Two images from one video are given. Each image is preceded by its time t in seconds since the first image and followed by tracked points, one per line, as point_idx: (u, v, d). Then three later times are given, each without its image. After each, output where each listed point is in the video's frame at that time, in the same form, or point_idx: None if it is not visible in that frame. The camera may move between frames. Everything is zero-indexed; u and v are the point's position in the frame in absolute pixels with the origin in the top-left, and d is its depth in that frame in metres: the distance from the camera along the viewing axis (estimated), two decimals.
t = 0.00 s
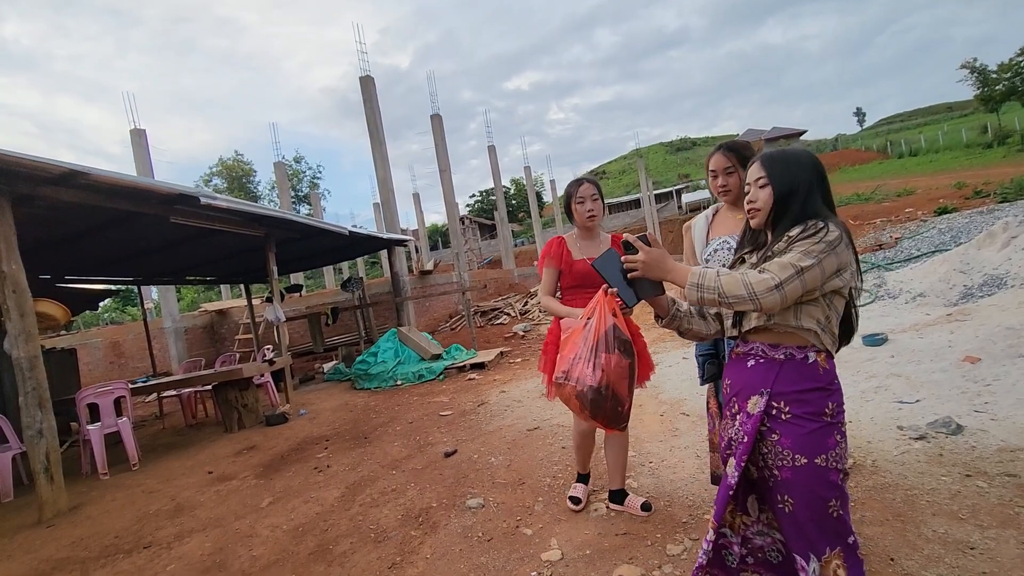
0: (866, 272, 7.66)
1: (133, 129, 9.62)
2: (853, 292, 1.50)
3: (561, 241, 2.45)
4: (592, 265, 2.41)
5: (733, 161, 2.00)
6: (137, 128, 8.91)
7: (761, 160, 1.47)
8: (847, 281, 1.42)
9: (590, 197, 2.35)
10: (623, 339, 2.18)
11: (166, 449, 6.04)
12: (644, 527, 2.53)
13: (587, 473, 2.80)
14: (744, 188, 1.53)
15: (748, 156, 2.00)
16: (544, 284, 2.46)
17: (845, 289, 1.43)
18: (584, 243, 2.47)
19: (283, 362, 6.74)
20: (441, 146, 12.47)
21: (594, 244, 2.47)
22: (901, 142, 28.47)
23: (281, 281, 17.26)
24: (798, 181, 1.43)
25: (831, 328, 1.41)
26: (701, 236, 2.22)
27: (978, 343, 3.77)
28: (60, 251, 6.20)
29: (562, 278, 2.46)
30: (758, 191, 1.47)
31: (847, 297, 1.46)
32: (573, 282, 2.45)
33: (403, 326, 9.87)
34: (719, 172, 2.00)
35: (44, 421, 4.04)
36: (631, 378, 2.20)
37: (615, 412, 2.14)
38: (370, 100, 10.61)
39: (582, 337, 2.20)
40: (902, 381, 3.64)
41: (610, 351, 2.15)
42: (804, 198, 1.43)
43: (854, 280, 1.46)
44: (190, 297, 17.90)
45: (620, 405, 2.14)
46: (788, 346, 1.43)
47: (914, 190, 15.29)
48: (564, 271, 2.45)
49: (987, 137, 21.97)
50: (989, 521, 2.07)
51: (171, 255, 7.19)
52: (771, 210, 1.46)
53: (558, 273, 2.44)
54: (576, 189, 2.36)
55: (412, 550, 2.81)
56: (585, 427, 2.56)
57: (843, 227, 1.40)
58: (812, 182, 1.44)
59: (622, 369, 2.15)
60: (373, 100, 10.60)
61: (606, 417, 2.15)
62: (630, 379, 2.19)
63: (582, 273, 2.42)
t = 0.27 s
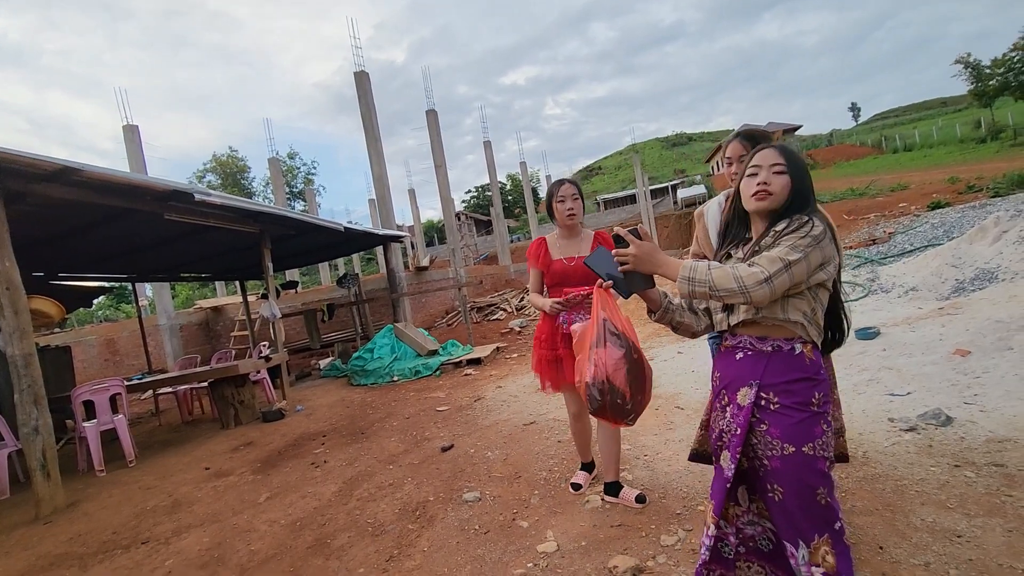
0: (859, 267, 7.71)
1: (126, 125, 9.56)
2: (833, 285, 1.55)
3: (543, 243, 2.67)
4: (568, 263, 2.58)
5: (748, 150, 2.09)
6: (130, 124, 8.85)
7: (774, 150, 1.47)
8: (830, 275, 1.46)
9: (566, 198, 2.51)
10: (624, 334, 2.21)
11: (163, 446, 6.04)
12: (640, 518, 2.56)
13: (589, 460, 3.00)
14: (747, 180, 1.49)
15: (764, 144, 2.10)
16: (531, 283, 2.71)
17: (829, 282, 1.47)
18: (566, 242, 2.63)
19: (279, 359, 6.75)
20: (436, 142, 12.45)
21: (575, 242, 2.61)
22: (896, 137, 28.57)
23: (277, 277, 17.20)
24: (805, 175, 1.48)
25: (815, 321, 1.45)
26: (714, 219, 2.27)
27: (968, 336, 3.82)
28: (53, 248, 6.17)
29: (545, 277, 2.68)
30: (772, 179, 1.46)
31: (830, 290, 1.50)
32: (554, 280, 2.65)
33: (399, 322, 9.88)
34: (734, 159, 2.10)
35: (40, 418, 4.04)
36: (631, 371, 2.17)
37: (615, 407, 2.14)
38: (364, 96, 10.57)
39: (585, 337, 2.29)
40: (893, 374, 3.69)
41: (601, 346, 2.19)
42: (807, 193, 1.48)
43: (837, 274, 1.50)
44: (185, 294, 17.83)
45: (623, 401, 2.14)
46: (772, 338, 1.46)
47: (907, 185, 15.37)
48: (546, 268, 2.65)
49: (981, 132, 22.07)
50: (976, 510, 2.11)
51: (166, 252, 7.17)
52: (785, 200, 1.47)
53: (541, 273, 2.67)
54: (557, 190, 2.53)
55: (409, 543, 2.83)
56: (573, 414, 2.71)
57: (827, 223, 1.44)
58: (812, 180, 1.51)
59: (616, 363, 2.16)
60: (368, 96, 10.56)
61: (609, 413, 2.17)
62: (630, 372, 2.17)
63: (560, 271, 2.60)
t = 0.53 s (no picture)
0: (846, 263, 7.81)
1: (113, 120, 9.44)
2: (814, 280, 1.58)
3: (520, 244, 2.72)
4: (542, 264, 2.62)
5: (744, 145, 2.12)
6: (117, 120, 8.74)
7: (750, 149, 1.50)
8: (811, 270, 1.50)
9: (538, 200, 2.55)
10: (621, 344, 2.04)
11: (152, 443, 6.01)
12: (628, 511, 2.59)
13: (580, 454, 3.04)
14: (727, 180, 1.53)
15: (760, 138, 2.10)
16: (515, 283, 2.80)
17: (810, 276, 1.50)
18: (543, 242, 2.67)
19: (270, 355, 6.72)
20: (427, 138, 12.41)
21: (551, 243, 2.65)
22: (883, 134, 28.86)
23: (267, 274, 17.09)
24: (784, 172, 1.50)
25: (796, 315, 1.48)
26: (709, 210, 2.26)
27: (951, 331, 3.89)
28: (39, 245, 6.10)
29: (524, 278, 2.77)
30: (749, 178, 1.49)
31: (811, 284, 1.54)
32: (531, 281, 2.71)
33: (390, 318, 9.87)
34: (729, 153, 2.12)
35: (28, 415, 4.00)
36: (622, 384, 1.99)
37: (607, 420, 2.03)
38: (355, 91, 10.51)
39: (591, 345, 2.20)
40: (878, 367, 3.76)
41: (594, 355, 2.09)
42: (786, 189, 1.50)
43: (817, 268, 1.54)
44: (174, 291, 17.67)
45: (612, 414, 2.00)
46: (755, 330, 1.49)
47: (894, 182, 15.55)
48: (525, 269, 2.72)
49: (967, 130, 22.35)
50: (955, 499, 2.16)
51: (154, 248, 7.11)
52: (763, 197, 1.49)
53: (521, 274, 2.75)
54: (529, 193, 2.58)
55: (401, 537, 2.85)
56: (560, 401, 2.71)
57: (807, 219, 1.47)
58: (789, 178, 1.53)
59: (604, 375, 2.03)
60: (359, 91, 10.50)
61: (605, 426, 2.06)
62: (619, 386, 1.99)
63: (535, 272, 2.65)
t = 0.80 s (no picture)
0: (831, 261, 7.92)
1: (96, 115, 9.30)
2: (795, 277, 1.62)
3: (502, 243, 2.75)
4: (521, 264, 2.65)
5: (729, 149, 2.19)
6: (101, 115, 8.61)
7: (719, 155, 1.53)
8: (791, 268, 1.53)
9: (516, 202, 2.57)
10: (599, 355, 2.06)
11: (137, 443, 5.94)
12: (616, 507, 2.62)
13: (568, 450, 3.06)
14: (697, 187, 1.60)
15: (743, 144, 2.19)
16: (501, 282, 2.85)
17: (791, 274, 1.54)
18: (524, 242, 2.69)
19: (257, 354, 6.67)
20: (417, 135, 12.37)
21: (531, 242, 2.67)
22: (868, 135, 29.24)
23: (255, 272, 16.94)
24: (750, 175, 1.51)
25: (778, 311, 1.51)
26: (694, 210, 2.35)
27: (931, 328, 3.97)
28: (20, 242, 5.99)
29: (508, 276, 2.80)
30: (712, 186, 1.54)
31: (793, 282, 1.58)
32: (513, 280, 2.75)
33: (379, 317, 9.83)
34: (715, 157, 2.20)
35: (9, 415, 3.94)
36: (587, 395, 2.04)
37: (573, 424, 2.11)
38: (344, 88, 10.44)
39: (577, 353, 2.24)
40: (860, 364, 3.82)
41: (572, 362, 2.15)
42: (757, 190, 1.51)
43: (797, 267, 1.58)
44: (159, 289, 17.44)
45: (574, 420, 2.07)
46: (739, 327, 1.52)
47: (878, 181, 15.77)
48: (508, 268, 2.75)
49: (949, 131, 22.72)
50: (933, 492, 2.21)
51: (139, 246, 7.01)
52: (727, 201, 1.53)
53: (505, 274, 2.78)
54: (508, 195, 2.59)
55: (389, 534, 2.85)
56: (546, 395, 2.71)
57: (785, 218, 1.50)
58: (762, 177, 1.53)
59: (574, 382, 2.09)
60: (348, 88, 10.43)
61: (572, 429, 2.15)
62: (584, 396, 2.04)
63: (516, 271, 2.68)
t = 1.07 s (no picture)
0: (817, 261, 8.02)
1: (80, 112, 9.16)
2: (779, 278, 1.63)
3: (488, 244, 2.77)
4: (506, 264, 2.66)
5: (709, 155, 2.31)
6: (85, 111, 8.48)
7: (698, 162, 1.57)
8: (773, 268, 1.53)
9: (500, 202, 2.59)
10: (574, 358, 2.08)
11: (122, 444, 5.87)
12: (605, 506, 2.63)
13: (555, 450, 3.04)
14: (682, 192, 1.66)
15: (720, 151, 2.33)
16: (487, 282, 2.86)
17: (773, 275, 1.55)
18: (509, 243, 2.71)
19: (245, 354, 6.61)
20: (407, 134, 12.32)
21: (516, 242, 2.68)
22: (854, 137, 29.61)
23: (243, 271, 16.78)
24: (726, 181, 1.54)
25: (759, 312, 1.52)
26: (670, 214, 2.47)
27: (914, 327, 4.03)
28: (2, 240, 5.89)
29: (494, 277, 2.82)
30: (691, 193, 1.60)
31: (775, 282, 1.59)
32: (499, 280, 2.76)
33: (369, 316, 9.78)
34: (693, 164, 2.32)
35: None
36: (560, 397, 2.06)
37: (544, 422, 2.14)
38: (333, 86, 10.37)
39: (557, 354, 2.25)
40: (845, 363, 3.87)
41: (550, 362, 2.16)
42: (734, 196, 1.53)
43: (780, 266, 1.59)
44: (145, 288, 17.21)
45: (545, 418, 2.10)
46: (721, 329, 1.53)
47: (863, 183, 15.99)
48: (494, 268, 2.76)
49: (932, 133, 23.08)
50: (915, 489, 2.25)
51: (124, 244, 6.92)
52: (705, 208, 1.57)
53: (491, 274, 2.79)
54: (492, 196, 2.61)
55: (378, 535, 2.84)
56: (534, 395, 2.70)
57: (767, 219, 1.50)
58: (741, 182, 1.54)
59: (550, 383, 2.11)
60: (337, 86, 10.37)
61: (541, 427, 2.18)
62: (558, 398, 2.07)
63: (501, 271, 2.69)
